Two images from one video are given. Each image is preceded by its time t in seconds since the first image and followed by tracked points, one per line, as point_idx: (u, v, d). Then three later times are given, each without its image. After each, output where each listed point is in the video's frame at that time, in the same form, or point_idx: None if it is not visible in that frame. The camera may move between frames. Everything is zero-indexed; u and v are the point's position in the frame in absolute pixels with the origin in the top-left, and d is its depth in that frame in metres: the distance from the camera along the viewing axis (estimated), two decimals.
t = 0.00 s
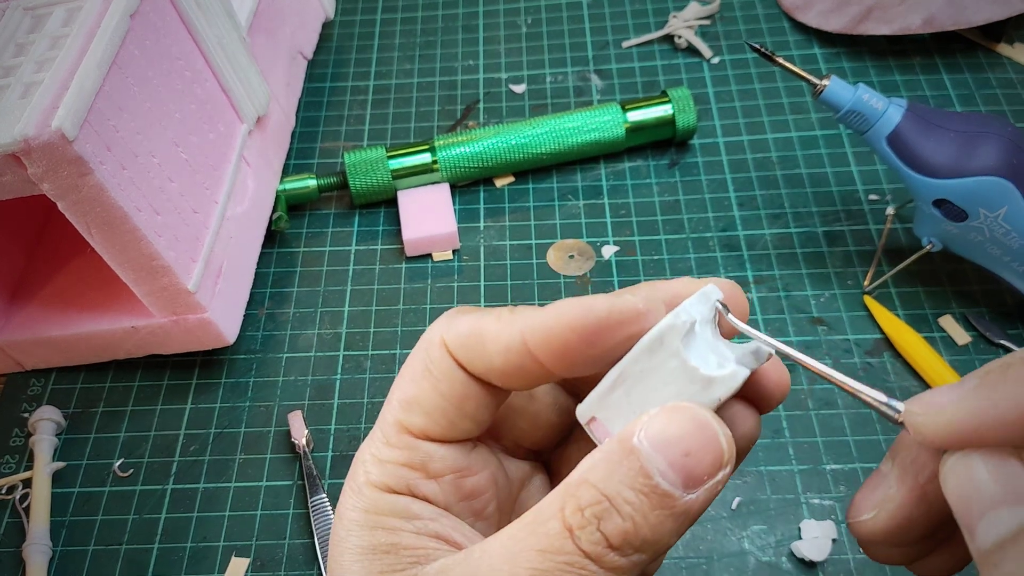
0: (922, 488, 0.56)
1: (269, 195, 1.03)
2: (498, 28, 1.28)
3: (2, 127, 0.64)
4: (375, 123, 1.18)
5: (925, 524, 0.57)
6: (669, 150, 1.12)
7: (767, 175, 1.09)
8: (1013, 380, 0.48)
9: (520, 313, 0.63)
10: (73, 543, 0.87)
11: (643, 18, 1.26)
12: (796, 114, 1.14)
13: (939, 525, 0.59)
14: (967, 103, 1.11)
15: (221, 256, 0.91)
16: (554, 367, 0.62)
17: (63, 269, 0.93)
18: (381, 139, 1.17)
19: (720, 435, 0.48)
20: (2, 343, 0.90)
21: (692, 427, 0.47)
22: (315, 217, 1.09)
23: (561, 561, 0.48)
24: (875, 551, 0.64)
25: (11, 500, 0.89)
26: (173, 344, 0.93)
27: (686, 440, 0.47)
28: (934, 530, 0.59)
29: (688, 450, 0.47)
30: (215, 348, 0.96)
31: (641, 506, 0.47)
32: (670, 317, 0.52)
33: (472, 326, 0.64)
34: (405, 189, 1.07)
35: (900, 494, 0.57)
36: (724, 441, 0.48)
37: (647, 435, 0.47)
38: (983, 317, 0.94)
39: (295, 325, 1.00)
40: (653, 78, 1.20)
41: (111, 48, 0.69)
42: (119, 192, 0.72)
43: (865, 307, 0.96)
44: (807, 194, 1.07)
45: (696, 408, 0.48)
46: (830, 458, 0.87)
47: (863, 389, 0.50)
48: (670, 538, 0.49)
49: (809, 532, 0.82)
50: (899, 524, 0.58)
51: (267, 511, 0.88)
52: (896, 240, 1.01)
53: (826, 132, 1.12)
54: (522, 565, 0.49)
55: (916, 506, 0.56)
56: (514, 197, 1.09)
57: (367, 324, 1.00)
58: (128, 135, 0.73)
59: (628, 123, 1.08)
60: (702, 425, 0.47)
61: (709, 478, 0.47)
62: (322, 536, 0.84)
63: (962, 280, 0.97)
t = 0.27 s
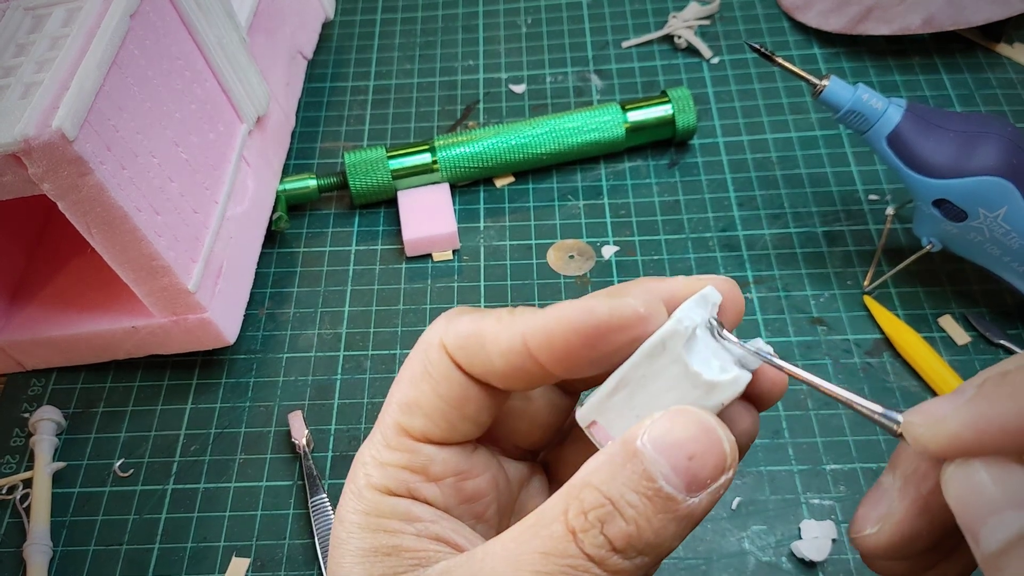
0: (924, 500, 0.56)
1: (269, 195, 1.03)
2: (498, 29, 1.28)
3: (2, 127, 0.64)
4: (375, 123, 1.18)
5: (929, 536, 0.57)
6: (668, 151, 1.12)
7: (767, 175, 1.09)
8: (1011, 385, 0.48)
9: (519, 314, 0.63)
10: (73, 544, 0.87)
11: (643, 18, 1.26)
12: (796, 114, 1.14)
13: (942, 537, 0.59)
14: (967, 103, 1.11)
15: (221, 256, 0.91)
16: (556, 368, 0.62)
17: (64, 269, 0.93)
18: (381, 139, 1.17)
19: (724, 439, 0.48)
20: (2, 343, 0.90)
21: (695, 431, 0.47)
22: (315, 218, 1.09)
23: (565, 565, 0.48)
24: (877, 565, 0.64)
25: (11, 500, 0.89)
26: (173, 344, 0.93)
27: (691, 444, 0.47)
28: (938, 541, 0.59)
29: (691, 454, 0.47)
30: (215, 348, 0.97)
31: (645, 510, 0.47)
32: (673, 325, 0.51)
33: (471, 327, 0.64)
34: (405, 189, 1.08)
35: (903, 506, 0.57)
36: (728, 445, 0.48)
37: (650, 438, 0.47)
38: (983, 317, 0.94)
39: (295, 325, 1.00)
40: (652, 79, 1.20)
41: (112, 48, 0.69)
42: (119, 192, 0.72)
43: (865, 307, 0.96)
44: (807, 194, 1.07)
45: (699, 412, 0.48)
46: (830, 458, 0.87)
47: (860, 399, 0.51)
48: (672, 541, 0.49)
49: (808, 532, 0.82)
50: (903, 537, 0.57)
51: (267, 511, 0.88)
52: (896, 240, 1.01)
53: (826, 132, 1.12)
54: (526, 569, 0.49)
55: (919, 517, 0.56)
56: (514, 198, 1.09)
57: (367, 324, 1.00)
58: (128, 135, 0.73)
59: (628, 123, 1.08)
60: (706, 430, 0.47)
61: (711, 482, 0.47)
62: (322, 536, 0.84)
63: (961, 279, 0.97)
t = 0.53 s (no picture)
0: (944, 489, 0.56)
1: (270, 195, 1.03)
2: (498, 29, 1.28)
3: (3, 127, 0.64)
4: (375, 123, 1.18)
5: (948, 526, 0.58)
6: (668, 150, 1.12)
7: (767, 175, 1.09)
8: None
9: (525, 314, 0.63)
10: (73, 543, 0.87)
11: (643, 18, 1.26)
12: (796, 114, 1.14)
13: (961, 526, 0.59)
14: (967, 103, 1.11)
15: (222, 255, 0.91)
16: (562, 367, 0.62)
17: (64, 269, 0.93)
18: (381, 139, 1.17)
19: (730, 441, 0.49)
20: (3, 342, 0.91)
21: (704, 433, 0.48)
22: (315, 217, 1.09)
23: (571, 566, 0.48)
24: (895, 557, 0.64)
25: (12, 500, 0.89)
26: (173, 344, 0.93)
27: (699, 447, 0.47)
28: (956, 532, 0.60)
29: (699, 456, 0.47)
30: (216, 347, 0.97)
31: (652, 511, 0.48)
32: (683, 329, 0.51)
33: (476, 326, 0.64)
34: (405, 189, 1.08)
35: (922, 496, 0.57)
36: (735, 448, 0.48)
37: (658, 439, 0.47)
38: (983, 316, 0.94)
39: (296, 324, 1.00)
40: (652, 79, 1.20)
41: (112, 48, 0.69)
42: (120, 192, 0.72)
43: (865, 306, 0.96)
44: (807, 194, 1.07)
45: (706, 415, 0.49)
46: (830, 457, 0.87)
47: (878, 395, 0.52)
48: (678, 543, 0.49)
49: (809, 531, 0.82)
50: (924, 527, 0.57)
51: (267, 510, 0.88)
52: (895, 240, 1.01)
53: (826, 132, 1.12)
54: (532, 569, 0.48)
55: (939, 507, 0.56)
56: (514, 197, 1.09)
57: (368, 323, 1.00)
58: (129, 135, 0.73)
59: (628, 123, 1.08)
60: (713, 433, 0.48)
61: (718, 484, 0.48)
62: (322, 535, 0.84)
63: (961, 279, 0.97)
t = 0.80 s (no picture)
0: (957, 485, 0.56)
1: (270, 195, 1.04)
2: (498, 29, 1.28)
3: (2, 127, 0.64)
4: (375, 123, 1.18)
5: (961, 522, 0.58)
6: (668, 150, 1.12)
7: (767, 175, 1.09)
8: None
9: (530, 314, 0.63)
10: (72, 543, 0.87)
11: (643, 18, 1.26)
12: (796, 114, 1.14)
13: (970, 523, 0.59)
14: (966, 103, 1.11)
15: (221, 256, 0.91)
16: (566, 368, 0.62)
17: (64, 268, 0.93)
18: (381, 139, 1.17)
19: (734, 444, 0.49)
20: (2, 342, 0.91)
21: (708, 435, 0.48)
22: (315, 217, 1.09)
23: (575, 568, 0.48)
24: (901, 554, 0.64)
25: (11, 500, 0.89)
26: (173, 344, 0.93)
27: (703, 449, 0.47)
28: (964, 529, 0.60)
29: (702, 458, 0.47)
30: (215, 347, 0.97)
31: (657, 514, 0.47)
32: (689, 331, 0.51)
33: (480, 326, 0.64)
34: (405, 189, 1.08)
35: (935, 492, 0.58)
36: (739, 451, 0.48)
37: (661, 441, 0.47)
38: (982, 316, 0.94)
39: (295, 325, 1.00)
40: (652, 79, 1.20)
41: (111, 48, 0.69)
42: (119, 192, 0.72)
43: (865, 306, 0.96)
44: (806, 193, 1.07)
45: (710, 417, 0.49)
46: (830, 457, 0.87)
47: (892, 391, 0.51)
48: (682, 545, 0.49)
49: (808, 531, 0.82)
50: (935, 525, 0.58)
51: (267, 510, 0.88)
52: (895, 240, 1.01)
53: (825, 132, 1.12)
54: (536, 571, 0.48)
55: (953, 503, 0.57)
56: (513, 197, 1.09)
57: (367, 323, 1.00)
58: (128, 135, 0.74)
59: (628, 123, 1.08)
60: (717, 435, 0.48)
61: (722, 487, 0.48)
62: (322, 535, 0.84)
63: (960, 279, 0.97)
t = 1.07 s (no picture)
0: (929, 508, 0.54)
1: (269, 195, 1.03)
2: (498, 28, 1.28)
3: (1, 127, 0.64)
4: (375, 123, 1.18)
5: (939, 540, 0.56)
6: (668, 150, 1.12)
7: (767, 175, 1.09)
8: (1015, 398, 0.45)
9: (522, 315, 0.62)
10: (72, 544, 0.87)
11: (643, 18, 1.26)
12: (796, 114, 1.14)
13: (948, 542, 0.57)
14: (966, 103, 1.11)
15: (221, 256, 0.91)
16: (560, 370, 0.62)
17: (63, 269, 0.93)
18: (380, 139, 1.17)
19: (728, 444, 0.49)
20: (2, 342, 0.90)
21: (702, 435, 0.48)
22: (314, 218, 1.09)
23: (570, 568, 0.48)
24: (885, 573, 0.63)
25: (11, 500, 0.89)
26: (172, 344, 0.93)
27: (698, 449, 0.47)
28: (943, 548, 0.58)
29: (697, 458, 0.47)
30: (215, 348, 0.96)
31: (652, 514, 0.47)
32: (679, 334, 0.51)
33: (473, 327, 0.63)
34: (405, 189, 1.07)
35: (908, 514, 0.56)
36: (734, 452, 0.48)
37: (656, 441, 0.47)
38: (982, 316, 0.94)
39: (295, 325, 1.00)
40: (652, 79, 1.20)
41: (111, 48, 0.69)
42: (119, 192, 0.72)
43: (865, 306, 0.96)
44: (806, 193, 1.07)
45: (704, 418, 0.49)
46: (830, 458, 0.87)
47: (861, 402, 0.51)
48: (677, 546, 0.49)
49: (808, 532, 0.82)
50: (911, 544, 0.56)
51: (266, 511, 0.88)
52: (895, 240, 1.01)
53: (826, 132, 1.12)
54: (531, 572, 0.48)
55: (924, 525, 0.55)
56: (513, 197, 1.09)
57: (367, 323, 1.00)
58: (128, 135, 0.73)
59: (628, 123, 1.08)
60: (711, 436, 0.48)
61: (717, 487, 0.48)
62: (321, 535, 0.84)
63: (961, 280, 0.97)
